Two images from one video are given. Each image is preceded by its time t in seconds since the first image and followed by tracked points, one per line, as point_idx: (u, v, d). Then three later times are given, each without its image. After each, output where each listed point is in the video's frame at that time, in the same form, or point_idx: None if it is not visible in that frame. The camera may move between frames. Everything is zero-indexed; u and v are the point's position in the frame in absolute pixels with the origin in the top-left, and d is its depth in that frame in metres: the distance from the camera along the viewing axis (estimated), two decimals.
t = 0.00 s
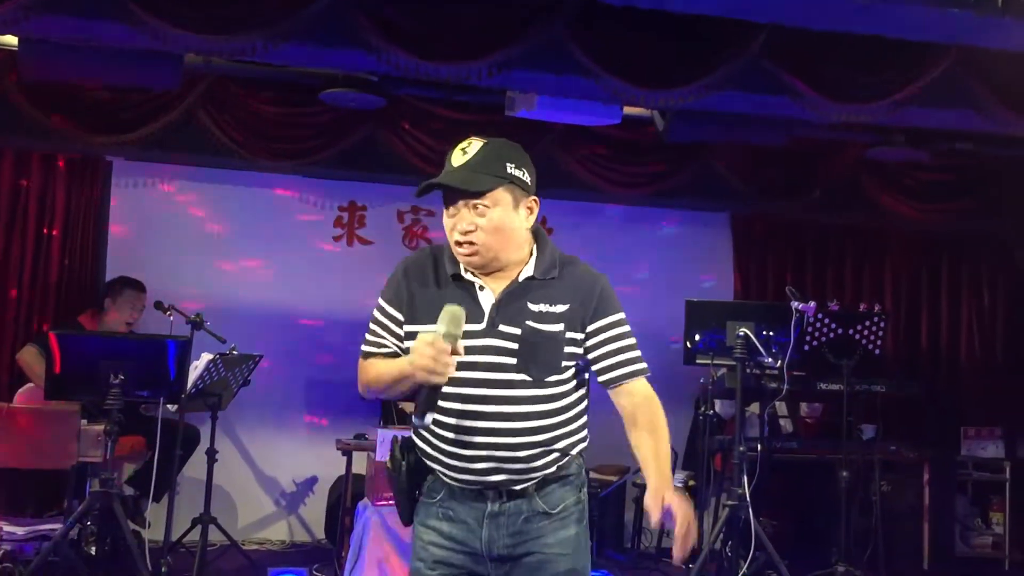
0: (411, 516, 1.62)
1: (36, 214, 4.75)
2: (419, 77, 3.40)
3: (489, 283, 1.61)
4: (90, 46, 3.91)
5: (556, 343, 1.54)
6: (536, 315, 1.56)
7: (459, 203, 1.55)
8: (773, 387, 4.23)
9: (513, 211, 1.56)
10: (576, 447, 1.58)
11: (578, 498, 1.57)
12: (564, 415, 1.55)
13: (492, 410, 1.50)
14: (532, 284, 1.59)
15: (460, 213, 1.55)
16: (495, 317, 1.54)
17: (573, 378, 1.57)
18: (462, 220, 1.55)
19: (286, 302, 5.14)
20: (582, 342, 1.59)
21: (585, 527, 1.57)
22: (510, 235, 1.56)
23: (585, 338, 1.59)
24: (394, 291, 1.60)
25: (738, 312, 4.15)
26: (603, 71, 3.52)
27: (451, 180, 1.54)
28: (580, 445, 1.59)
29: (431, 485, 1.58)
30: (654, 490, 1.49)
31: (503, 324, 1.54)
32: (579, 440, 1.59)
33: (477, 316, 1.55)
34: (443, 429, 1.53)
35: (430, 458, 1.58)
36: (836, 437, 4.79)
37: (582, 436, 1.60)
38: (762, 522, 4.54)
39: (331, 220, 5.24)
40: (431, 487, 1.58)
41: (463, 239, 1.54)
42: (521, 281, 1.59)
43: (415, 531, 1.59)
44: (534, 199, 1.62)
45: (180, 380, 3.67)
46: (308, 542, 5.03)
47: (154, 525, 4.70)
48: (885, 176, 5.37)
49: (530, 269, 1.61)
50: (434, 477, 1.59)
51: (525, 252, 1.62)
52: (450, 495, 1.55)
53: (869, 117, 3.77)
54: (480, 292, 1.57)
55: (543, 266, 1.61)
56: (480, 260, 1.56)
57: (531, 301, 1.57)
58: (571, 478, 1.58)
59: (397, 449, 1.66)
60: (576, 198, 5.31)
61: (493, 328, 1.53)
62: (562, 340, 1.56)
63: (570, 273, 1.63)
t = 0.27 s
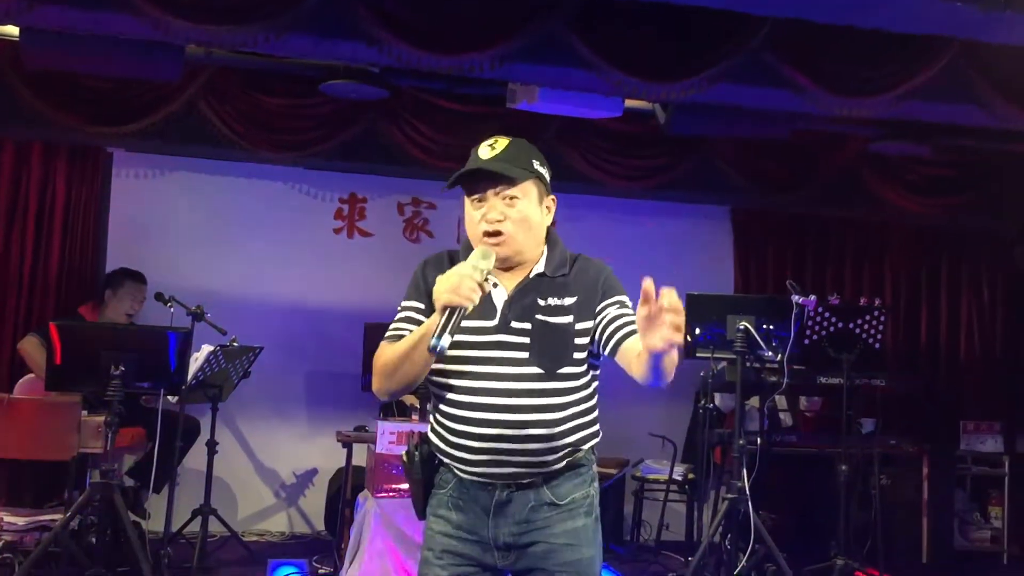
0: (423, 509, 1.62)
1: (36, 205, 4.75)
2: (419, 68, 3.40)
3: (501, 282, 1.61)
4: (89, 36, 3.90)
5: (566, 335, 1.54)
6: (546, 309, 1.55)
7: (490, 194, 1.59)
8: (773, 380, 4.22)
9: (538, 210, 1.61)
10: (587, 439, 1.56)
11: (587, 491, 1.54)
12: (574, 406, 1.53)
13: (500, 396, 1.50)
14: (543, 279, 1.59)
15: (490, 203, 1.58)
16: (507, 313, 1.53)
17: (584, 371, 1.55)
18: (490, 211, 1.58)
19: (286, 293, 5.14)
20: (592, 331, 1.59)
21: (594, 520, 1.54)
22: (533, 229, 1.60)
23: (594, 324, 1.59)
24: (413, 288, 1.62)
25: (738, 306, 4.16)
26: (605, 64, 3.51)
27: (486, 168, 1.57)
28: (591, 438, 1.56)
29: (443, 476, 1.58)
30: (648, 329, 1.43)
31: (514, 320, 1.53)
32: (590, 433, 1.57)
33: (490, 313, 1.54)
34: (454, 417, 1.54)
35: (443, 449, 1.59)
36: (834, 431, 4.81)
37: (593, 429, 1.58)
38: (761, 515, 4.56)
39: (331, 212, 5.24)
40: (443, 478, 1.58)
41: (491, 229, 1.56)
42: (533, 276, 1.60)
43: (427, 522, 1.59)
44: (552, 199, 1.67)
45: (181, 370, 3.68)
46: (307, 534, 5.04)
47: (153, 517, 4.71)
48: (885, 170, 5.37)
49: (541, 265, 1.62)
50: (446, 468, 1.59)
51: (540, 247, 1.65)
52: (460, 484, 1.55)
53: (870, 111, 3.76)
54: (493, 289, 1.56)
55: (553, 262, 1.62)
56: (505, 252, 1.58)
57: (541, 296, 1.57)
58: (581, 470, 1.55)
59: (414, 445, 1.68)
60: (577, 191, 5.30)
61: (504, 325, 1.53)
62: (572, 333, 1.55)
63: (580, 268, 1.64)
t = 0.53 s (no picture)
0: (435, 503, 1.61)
1: (41, 199, 4.74)
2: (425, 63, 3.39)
3: (524, 269, 1.63)
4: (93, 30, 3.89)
5: (587, 324, 1.54)
6: (566, 299, 1.57)
7: (524, 176, 1.62)
8: (778, 376, 4.21)
9: (567, 199, 1.64)
10: (601, 434, 1.55)
11: (601, 487, 1.52)
12: (589, 400, 1.53)
13: (517, 387, 1.50)
14: (564, 272, 1.61)
15: (523, 185, 1.61)
16: (528, 303, 1.55)
17: (604, 360, 1.55)
18: (521, 190, 1.61)
19: (290, 289, 5.14)
20: (614, 322, 1.56)
21: (607, 517, 1.53)
22: (561, 216, 1.62)
23: (617, 314, 1.57)
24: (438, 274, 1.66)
25: (743, 302, 4.14)
26: (611, 59, 3.50)
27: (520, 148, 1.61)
28: (604, 433, 1.56)
29: (456, 471, 1.57)
30: (677, 263, 1.43)
31: (535, 310, 1.55)
32: (604, 428, 1.56)
33: (512, 302, 1.56)
34: (470, 409, 1.53)
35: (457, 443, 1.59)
36: (839, 427, 4.80)
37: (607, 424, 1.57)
38: (766, 511, 4.55)
39: (334, 208, 5.24)
40: (456, 473, 1.57)
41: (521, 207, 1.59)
42: (555, 268, 1.61)
43: (439, 515, 1.58)
44: (578, 196, 1.71)
45: (186, 365, 3.68)
46: (311, 529, 5.04)
47: (158, 511, 4.71)
48: (891, 166, 5.35)
49: (563, 258, 1.64)
50: (458, 462, 1.58)
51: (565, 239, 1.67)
52: (473, 479, 1.54)
53: (876, 106, 3.75)
54: (515, 280, 1.58)
55: (575, 257, 1.63)
56: (535, 234, 1.59)
57: (562, 288, 1.59)
58: (594, 465, 1.54)
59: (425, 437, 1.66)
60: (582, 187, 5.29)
61: (526, 313, 1.54)
62: (593, 322, 1.55)
63: (601, 263, 1.65)
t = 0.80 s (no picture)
0: (437, 498, 1.58)
1: (47, 198, 4.75)
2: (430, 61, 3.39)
3: (547, 262, 1.61)
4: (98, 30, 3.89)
5: (608, 321, 1.55)
6: (590, 294, 1.57)
7: (557, 169, 1.60)
8: (784, 375, 4.19)
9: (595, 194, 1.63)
10: (611, 432, 1.55)
11: (609, 485, 1.53)
12: (603, 398, 1.53)
13: (532, 382, 1.49)
14: (589, 268, 1.60)
15: (555, 178, 1.60)
16: (552, 295, 1.54)
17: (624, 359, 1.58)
18: (552, 183, 1.59)
19: (295, 288, 5.14)
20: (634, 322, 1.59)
21: (613, 515, 1.53)
22: (590, 211, 1.61)
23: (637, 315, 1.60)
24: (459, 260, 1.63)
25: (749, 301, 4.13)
26: (617, 57, 3.50)
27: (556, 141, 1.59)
28: (613, 432, 1.55)
29: (462, 466, 1.54)
30: (719, 249, 1.47)
31: (558, 302, 1.54)
32: (614, 427, 1.56)
33: (536, 292, 1.55)
34: (485, 399, 1.51)
35: (466, 436, 1.55)
36: (845, 426, 4.79)
37: (616, 422, 1.57)
38: (771, 511, 4.54)
39: (339, 206, 5.23)
40: (463, 468, 1.54)
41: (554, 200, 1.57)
42: (580, 263, 1.60)
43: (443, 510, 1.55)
44: (602, 192, 1.70)
45: (191, 365, 3.67)
46: (317, 528, 5.05)
47: (164, 510, 4.73)
48: (897, 164, 5.34)
49: (586, 254, 1.62)
50: (465, 458, 1.55)
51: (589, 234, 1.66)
52: (482, 474, 1.51)
53: (882, 104, 3.74)
54: (540, 271, 1.57)
55: (599, 253, 1.62)
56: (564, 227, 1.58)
57: (586, 283, 1.58)
58: (602, 463, 1.54)
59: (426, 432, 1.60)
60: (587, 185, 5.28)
61: (550, 305, 1.53)
62: (614, 319, 1.56)
63: (624, 259, 1.64)
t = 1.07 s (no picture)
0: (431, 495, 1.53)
1: (50, 199, 4.76)
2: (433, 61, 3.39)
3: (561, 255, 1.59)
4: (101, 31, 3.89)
5: (620, 320, 1.55)
6: (602, 292, 1.56)
7: (576, 161, 1.59)
8: (788, 374, 4.20)
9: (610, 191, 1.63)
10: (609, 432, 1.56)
11: (606, 484, 1.53)
12: (608, 397, 1.53)
13: (542, 378, 1.47)
14: (601, 267, 1.60)
15: (573, 170, 1.59)
16: (566, 290, 1.53)
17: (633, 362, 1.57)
18: (572, 175, 1.58)
19: (298, 289, 5.15)
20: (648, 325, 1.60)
21: (610, 514, 1.54)
22: (606, 206, 1.60)
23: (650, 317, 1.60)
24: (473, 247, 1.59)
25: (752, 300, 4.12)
26: (619, 55, 3.50)
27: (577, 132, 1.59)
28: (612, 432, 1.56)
29: (461, 463, 1.50)
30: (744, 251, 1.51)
31: (571, 297, 1.52)
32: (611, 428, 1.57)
33: (551, 285, 1.53)
34: (492, 391, 1.47)
35: (467, 430, 1.52)
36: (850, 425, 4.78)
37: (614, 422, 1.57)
38: (776, 510, 4.53)
39: (343, 206, 5.24)
40: (462, 465, 1.50)
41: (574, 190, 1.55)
42: (592, 260, 1.60)
43: (439, 508, 1.51)
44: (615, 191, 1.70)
45: (194, 365, 3.67)
46: (321, 528, 5.05)
47: (168, 511, 4.73)
48: (901, 162, 5.33)
49: (600, 251, 1.62)
50: (464, 454, 1.51)
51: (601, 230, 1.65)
52: (483, 471, 1.48)
53: (886, 102, 3.73)
54: (555, 264, 1.55)
55: (610, 252, 1.63)
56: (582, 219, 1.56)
57: (597, 282, 1.57)
58: (600, 461, 1.54)
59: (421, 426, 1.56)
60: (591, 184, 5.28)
61: (563, 300, 1.52)
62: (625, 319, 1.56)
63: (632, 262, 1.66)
